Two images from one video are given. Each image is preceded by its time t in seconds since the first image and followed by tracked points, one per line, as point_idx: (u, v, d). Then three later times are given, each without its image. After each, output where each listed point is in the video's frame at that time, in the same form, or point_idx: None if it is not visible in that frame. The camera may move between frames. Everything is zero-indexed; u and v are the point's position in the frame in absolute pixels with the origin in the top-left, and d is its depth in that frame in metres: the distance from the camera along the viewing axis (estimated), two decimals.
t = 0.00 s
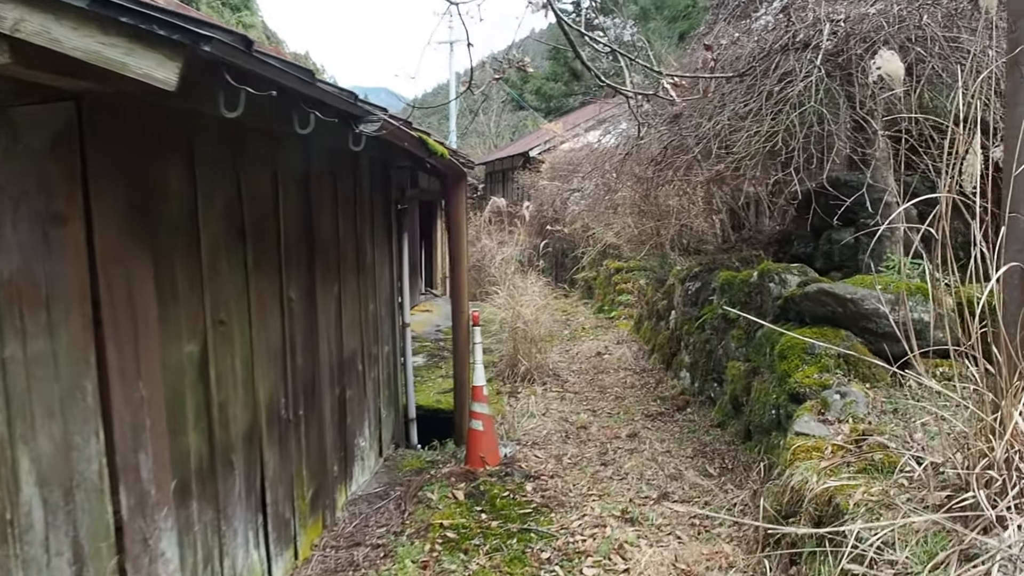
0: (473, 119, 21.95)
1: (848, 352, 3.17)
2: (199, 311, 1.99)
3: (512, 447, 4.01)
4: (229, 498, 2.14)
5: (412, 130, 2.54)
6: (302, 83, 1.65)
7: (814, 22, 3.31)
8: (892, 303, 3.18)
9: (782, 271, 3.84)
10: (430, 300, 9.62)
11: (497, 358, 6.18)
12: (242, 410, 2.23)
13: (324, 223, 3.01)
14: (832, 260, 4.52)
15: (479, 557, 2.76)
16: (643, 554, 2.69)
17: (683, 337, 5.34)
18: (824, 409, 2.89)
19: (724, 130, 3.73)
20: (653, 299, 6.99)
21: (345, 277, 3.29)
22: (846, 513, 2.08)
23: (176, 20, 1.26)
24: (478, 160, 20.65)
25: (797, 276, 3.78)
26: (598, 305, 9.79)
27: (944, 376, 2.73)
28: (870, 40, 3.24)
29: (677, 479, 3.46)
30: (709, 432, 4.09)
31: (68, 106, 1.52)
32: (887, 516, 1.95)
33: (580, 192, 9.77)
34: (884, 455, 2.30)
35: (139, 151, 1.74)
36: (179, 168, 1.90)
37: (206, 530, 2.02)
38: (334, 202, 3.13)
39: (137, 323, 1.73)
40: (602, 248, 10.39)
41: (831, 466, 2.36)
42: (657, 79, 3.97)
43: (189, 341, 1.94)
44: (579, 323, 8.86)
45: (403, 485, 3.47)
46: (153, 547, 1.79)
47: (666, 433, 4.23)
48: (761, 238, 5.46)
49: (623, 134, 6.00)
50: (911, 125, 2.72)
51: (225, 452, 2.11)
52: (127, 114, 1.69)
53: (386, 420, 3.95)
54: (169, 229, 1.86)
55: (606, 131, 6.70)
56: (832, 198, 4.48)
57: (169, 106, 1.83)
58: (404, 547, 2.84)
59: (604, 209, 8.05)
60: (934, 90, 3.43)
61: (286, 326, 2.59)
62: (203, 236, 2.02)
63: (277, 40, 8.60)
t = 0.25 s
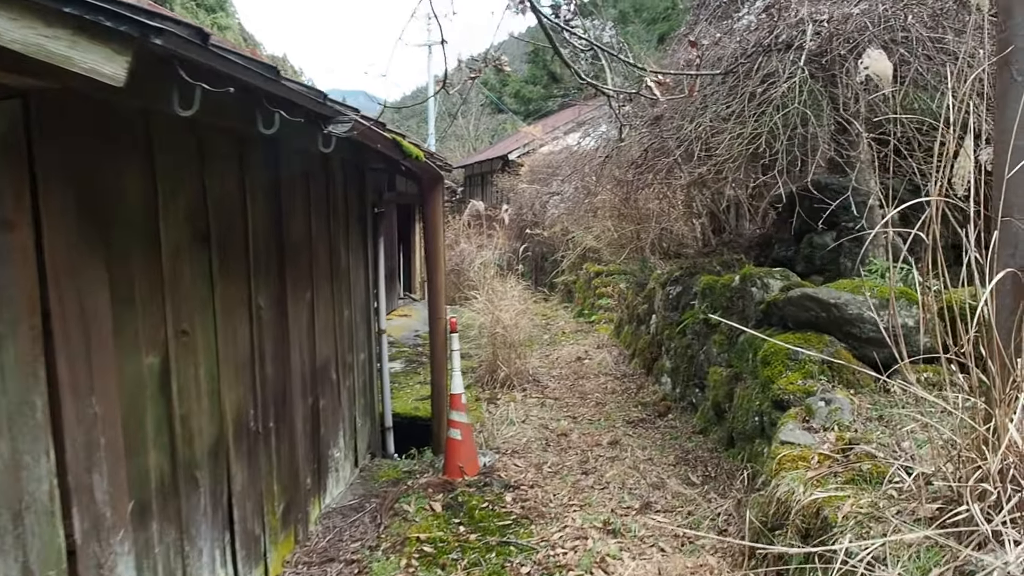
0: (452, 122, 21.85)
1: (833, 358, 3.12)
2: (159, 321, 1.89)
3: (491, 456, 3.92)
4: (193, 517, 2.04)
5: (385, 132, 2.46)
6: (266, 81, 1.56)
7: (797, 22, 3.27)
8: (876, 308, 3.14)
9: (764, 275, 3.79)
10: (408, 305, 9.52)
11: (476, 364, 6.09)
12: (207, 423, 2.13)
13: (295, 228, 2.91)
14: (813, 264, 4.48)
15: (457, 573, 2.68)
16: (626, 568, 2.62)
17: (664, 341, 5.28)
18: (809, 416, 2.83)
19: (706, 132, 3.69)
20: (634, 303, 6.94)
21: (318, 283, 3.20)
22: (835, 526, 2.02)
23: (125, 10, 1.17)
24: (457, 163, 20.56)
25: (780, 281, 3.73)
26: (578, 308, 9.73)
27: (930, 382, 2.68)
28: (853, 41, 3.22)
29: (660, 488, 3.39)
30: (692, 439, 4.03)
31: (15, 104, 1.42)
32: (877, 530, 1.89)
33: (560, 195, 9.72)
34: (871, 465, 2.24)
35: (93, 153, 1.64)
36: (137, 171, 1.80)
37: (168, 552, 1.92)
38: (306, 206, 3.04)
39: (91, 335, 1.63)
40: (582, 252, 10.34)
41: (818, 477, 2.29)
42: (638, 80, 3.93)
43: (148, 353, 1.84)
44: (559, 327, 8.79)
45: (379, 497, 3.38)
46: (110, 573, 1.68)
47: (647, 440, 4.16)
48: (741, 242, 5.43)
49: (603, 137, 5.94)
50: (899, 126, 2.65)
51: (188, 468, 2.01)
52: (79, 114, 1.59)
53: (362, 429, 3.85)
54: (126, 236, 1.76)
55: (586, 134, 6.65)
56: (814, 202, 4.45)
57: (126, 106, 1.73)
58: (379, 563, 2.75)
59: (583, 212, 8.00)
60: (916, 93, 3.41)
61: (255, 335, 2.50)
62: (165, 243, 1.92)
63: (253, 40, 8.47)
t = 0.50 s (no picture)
0: (432, 126, 21.76)
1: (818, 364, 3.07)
2: (118, 329, 1.80)
3: (470, 465, 3.85)
4: (158, 534, 1.94)
5: (360, 132, 2.38)
6: (229, 75, 1.48)
7: (781, 23, 3.25)
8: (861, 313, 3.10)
9: (747, 280, 3.74)
10: (387, 309, 9.41)
11: (456, 370, 6.01)
12: (172, 435, 2.04)
13: (268, 231, 2.82)
14: (795, 268, 4.45)
15: None
16: None
17: (646, 346, 5.23)
18: (795, 423, 2.78)
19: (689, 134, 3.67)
20: (615, 307, 6.89)
21: (292, 289, 3.11)
22: (824, 538, 1.96)
23: None
24: (438, 167, 20.46)
25: (763, 285, 3.69)
26: (559, 313, 9.67)
27: (916, 388, 2.63)
28: (836, 43, 3.21)
29: (642, 496, 3.33)
30: (674, 446, 3.98)
31: None
32: (868, 543, 1.85)
33: (540, 199, 9.66)
34: (860, 474, 2.19)
35: (46, 153, 1.54)
36: (94, 171, 1.71)
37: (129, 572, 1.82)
38: (279, 209, 2.95)
39: (45, 345, 1.53)
40: (562, 255, 10.29)
41: (806, 487, 2.24)
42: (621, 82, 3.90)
43: (106, 364, 1.74)
44: (540, 331, 8.73)
45: (355, 508, 3.29)
46: None
47: (629, 447, 4.10)
48: (723, 246, 5.39)
49: (583, 140, 5.90)
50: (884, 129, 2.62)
51: (151, 483, 1.92)
52: (31, 112, 1.49)
53: (338, 438, 3.76)
54: (82, 241, 1.66)
55: (567, 137, 6.60)
56: (797, 206, 4.41)
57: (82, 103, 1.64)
58: None
59: (564, 216, 7.94)
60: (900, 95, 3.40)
61: (224, 343, 2.41)
62: (125, 247, 1.83)
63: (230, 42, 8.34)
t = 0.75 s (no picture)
0: (412, 128, 21.65)
1: (804, 368, 3.02)
2: (77, 341, 1.70)
3: (451, 473, 3.76)
4: (120, 556, 1.85)
5: (334, 132, 2.29)
6: (189, 69, 1.39)
7: (767, 22, 3.22)
8: (847, 317, 3.05)
9: (732, 283, 3.69)
10: (367, 313, 9.30)
11: (436, 375, 5.93)
12: (136, 451, 1.94)
13: (240, 235, 2.73)
14: (778, 271, 4.41)
15: None
16: None
17: (629, 350, 5.18)
18: (781, 430, 2.72)
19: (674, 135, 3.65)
20: (597, 311, 6.83)
21: (265, 294, 3.01)
22: (815, 551, 1.90)
23: None
24: (418, 169, 20.34)
25: (747, 288, 3.64)
26: (540, 316, 9.61)
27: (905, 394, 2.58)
28: (823, 43, 3.17)
29: (626, 504, 3.26)
30: (658, 451, 3.92)
31: None
32: (860, 557, 1.79)
33: (521, 201, 9.60)
34: (850, 484, 2.14)
35: None
36: (50, 174, 1.61)
37: None
38: (251, 212, 2.85)
39: None
40: (544, 258, 10.23)
41: (795, 497, 2.18)
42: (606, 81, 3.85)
43: (63, 378, 1.65)
44: (521, 335, 8.65)
45: (331, 519, 3.20)
46: None
47: (613, 453, 4.04)
48: (706, 249, 5.35)
49: (565, 142, 5.83)
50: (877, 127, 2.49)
51: (113, 503, 1.82)
52: None
53: (315, 447, 3.66)
54: (37, 247, 1.56)
55: (548, 139, 6.53)
56: (782, 209, 4.37)
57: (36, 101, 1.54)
58: None
59: (545, 219, 7.88)
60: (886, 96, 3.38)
61: (193, 352, 2.31)
62: (84, 254, 1.73)
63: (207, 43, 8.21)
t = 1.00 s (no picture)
0: (391, 129, 21.51)
1: (789, 372, 2.97)
2: (33, 351, 1.60)
3: (431, 481, 3.68)
4: None
5: (307, 131, 2.20)
6: (150, 63, 1.31)
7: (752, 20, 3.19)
8: (834, 320, 3.00)
9: (716, 286, 3.63)
10: (345, 317, 9.18)
11: (415, 380, 5.84)
12: (99, 466, 1.84)
13: (211, 238, 2.63)
14: (761, 273, 4.38)
15: None
16: None
17: (611, 353, 5.12)
18: (768, 436, 2.66)
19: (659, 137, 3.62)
20: (578, 313, 6.77)
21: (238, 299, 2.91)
22: (808, 564, 1.84)
23: None
24: (397, 171, 20.21)
25: (732, 291, 3.60)
26: (520, 318, 9.55)
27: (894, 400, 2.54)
28: (809, 41, 3.14)
29: (610, 512, 3.20)
30: (642, 457, 3.86)
31: None
32: (854, 569, 1.73)
33: (502, 203, 9.53)
34: (842, 493, 2.09)
35: None
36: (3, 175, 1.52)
37: None
38: (222, 214, 2.75)
39: None
40: (524, 260, 10.17)
41: (786, 506, 2.12)
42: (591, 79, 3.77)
43: (18, 391, 1.55)
44: (502, 337, 8.58)
45: (307, 531, 3.10)
46: None
47: (596, 459, 3.97)
48: (688, 251, 5.31)
49: (546, 143, 5.77)
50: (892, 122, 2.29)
51: (73, 521, 1.72)
52: None
53: (291, 456, 3.56)
54: None
55: (528, 140, 6.47)
56: (767, 211, 4.33)
57: None
58: None
59: (526, 221, 7.82)
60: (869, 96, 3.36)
61: (161, 360, 2.21)
62: (42, 260, 1.63)
63: (183, 43, 8.06)
